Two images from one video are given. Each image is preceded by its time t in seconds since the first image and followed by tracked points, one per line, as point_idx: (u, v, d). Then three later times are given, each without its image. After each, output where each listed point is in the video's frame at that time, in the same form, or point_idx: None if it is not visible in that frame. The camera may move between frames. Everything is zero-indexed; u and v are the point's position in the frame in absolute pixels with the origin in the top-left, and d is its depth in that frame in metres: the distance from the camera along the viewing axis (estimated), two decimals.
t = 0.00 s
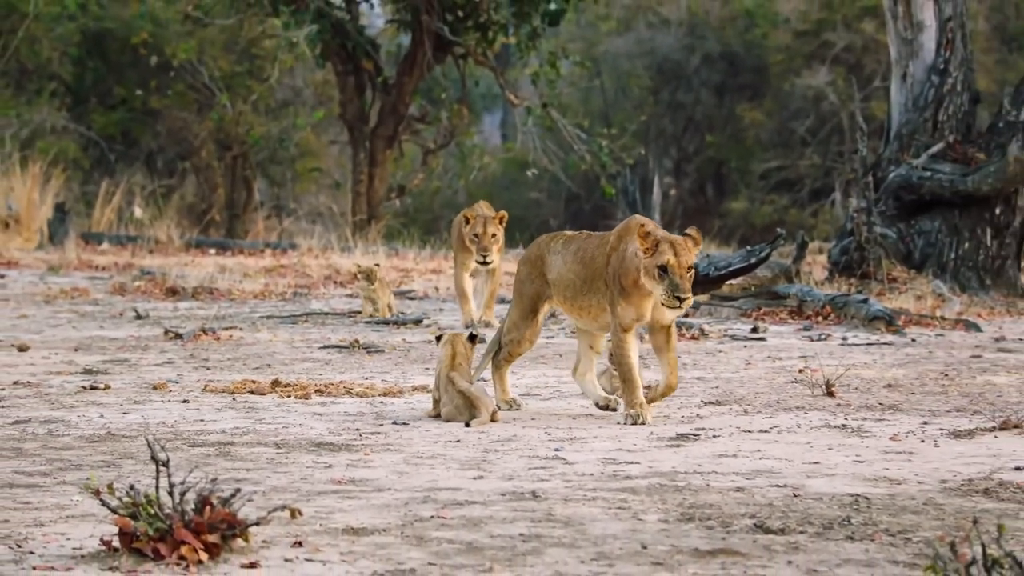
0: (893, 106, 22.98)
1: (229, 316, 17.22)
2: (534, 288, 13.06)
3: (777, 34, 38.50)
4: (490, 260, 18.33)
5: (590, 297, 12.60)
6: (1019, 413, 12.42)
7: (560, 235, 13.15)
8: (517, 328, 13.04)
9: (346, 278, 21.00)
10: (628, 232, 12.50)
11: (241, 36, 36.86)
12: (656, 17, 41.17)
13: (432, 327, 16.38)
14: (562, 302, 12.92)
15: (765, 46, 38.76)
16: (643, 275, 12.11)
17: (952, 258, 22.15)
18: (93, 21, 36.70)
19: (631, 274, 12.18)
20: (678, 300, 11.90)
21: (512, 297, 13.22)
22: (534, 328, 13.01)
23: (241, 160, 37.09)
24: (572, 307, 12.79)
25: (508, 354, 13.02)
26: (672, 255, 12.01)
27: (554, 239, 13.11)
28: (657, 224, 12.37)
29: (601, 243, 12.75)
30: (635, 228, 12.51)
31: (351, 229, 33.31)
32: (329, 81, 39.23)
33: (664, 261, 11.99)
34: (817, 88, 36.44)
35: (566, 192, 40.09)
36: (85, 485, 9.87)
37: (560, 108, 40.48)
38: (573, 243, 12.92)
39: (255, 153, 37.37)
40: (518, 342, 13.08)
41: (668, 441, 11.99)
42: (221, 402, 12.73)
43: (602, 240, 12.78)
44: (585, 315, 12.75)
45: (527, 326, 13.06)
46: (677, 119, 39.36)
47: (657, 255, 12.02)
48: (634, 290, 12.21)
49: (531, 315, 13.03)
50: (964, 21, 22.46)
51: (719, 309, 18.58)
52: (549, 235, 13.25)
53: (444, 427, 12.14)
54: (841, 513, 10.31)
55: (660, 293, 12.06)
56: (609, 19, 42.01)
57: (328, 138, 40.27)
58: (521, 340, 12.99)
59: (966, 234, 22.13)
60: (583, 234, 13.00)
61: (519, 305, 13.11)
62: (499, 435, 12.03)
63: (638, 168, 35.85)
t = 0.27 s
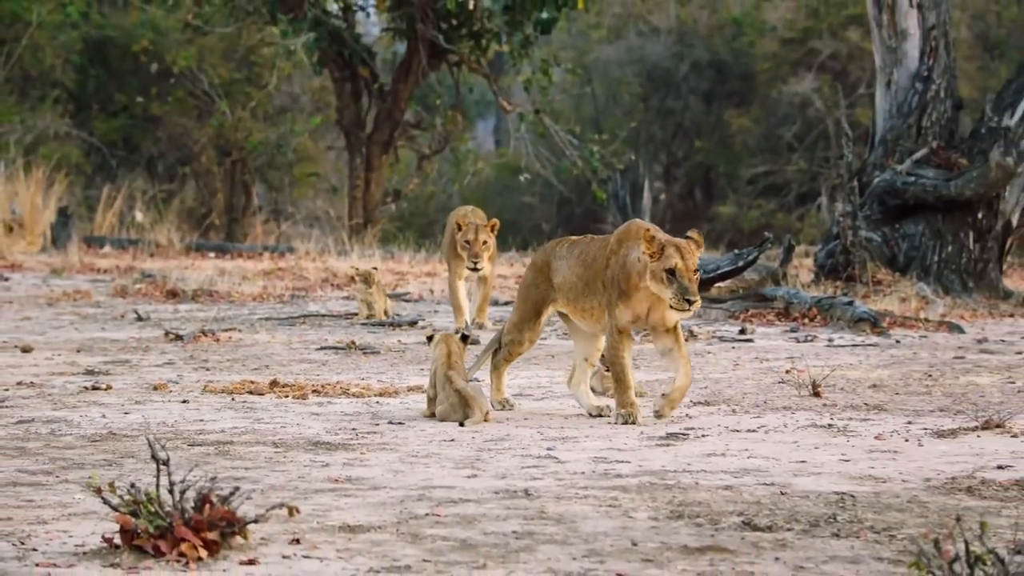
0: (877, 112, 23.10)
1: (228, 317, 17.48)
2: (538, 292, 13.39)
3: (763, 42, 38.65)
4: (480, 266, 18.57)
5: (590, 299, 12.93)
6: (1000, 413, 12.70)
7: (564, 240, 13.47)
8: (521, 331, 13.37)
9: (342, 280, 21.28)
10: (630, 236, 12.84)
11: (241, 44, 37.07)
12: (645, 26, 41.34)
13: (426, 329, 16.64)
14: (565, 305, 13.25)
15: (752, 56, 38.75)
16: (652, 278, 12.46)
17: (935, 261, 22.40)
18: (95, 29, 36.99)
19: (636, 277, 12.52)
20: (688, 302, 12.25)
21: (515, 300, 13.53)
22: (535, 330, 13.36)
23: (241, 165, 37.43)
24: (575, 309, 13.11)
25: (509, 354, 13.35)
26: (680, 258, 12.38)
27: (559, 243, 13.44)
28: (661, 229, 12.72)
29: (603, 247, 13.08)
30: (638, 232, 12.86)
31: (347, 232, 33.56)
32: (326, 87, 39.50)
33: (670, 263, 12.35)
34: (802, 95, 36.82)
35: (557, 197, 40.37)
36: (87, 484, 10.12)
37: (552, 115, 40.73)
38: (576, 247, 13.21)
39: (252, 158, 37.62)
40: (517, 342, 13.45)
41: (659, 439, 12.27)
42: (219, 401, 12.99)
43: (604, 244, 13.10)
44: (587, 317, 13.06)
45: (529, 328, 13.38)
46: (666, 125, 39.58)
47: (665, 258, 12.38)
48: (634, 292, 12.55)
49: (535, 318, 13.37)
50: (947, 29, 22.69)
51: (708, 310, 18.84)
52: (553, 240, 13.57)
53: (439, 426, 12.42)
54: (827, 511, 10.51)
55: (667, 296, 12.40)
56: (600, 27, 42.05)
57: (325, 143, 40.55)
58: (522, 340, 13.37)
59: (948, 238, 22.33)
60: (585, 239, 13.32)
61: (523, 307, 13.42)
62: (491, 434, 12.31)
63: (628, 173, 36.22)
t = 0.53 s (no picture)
0: (862, 118, 23.20)
1: (220, 321, 17.61)
2: (543, 292, 13.41)
3: (751, 48, 38.92)
4: (466, 271, 18.75)
5: (592, 303, 12.95)
6: (984, 414, 12.85)
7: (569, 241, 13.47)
8: (527, 331, 13.45)
9: (334, 284, 21.40)
10: (635, 243, 12.84)
11: (233, 51, 37.19)
12: (634, 33, 40.97)
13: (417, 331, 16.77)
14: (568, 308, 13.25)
15: (739, 61, 39.11)
16: (658, 286, 12.48)
17: (920, 265, 22.59)
18: (89, 36, 37.14)
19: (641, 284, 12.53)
20: (700, 309, 12.30)
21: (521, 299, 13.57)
22: (541, 331, 13.45)
23: (233, 171, 37.60)
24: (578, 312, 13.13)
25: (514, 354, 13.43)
26: (688, 267, 12.41)
27: (564, 245, 13.44)
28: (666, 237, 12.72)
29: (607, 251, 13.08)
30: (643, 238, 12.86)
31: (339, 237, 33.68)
32: (317, 93, 39.59)
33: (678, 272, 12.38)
34: (790, 100, 36.97)
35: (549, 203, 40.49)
36: (81, 486, 10.25)
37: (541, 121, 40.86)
38: (581, 250, 13.20)
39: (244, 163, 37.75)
40: (523, 343, 13.54)
41: (647, 441, 12.42)
42: (212, 404, 13.13)
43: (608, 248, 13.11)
44: (588, 321, 13.07)
45: (535, 329, 13.45)
46: (654, 130, 39.55)
47: (674, 267, 12.40)
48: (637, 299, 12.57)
49: (541, 319, 13.44)
50: (931, 36, 22.75)
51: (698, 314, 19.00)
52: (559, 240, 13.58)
53: (429, 429, 12.56)
54: (813, 512, 10.64)
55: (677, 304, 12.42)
56: (588, 33, 42.03)
57: (317, 148, 40.68)
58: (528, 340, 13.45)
59: (933, 242, 22.55)
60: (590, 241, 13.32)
61: (528, 307, 13.47)
62: (481, 436, 12.45)
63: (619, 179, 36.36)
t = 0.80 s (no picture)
0: (853, 120, 23.17)
1: (211, 324, 17.60)
2: (551, 292, 13.46)
3: (741, 51, 38.94)
4: (461, 270, 18.71)
5: (594, 307, 12.97)
6: (974, 418, 12.86)
7: (580, 241, 13.49)
8: (539, 331, 13.54)
9: (325, 287, 21.41)
10: (644, 251, 12.84)
11: (223, 54, 37.18)
12: (624, 36, 41.00)
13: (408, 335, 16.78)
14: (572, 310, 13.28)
15: (729, 64, 39.15)
16: (669, 295, 12.49)
17: (910, 268, 22.59)
18: (80, 39, 37.16)
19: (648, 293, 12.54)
20: (715, 319, 12.33)
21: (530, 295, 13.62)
22: (551, 332, 13.53)
23: (224, 173, 37.62)
24: (582, 315, 13.16)
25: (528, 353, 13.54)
26: (700, 279, 12.43)
27: (575, 245, 13.46)
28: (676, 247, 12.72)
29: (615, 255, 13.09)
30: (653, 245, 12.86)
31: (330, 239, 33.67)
32: (308, 96, 39.62)
33: (691, 282, 12.40)
34: (780, 103, 37.00)
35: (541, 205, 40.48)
36: (71, 489, 10.24)
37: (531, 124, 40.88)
38: (590, 253, 13.22)
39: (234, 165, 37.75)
40: (537, 343, 13.62)
41: (637, 444, 12.43)
42: (203, 406, 13.12)
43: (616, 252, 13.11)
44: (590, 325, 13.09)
45: (547, 327, 13.52)
46: (645, 133, 39.62)
47: (686, 277, 12.42)
48: (641, 308, 12.57)
49: (549, 318, 13.50)
50: (921, 39, 22.79)
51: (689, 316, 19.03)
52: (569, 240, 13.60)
53: (420, 432, 12.56)
54: (804, 515, 10.63)
55: (691, 313, 12.45)
56: (578, 36, 42.02)
57: (307, 151, 40.69)
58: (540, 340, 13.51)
59: (924, 245, 22.55)
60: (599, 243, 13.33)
61: (539, 303, 13.54)
62: (472, 439, 12.46)
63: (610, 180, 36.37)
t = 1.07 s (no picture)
0: (843, 124, 23.19)
1: (203, 327, 17.60)
2: (558, 291, 13.44)
3: (733, 54, 38.97)
4: (457, 274, 18.87)
5: (600, 310, 12.93)
6: (965, 421, 12.87)
7: (589, 241, 13.44)
8: (552, 329, 13.53)
9: (316, 290, 21.41)
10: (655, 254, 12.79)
11: (215, 57, 37.19)
12: (616, 39, 40.95)
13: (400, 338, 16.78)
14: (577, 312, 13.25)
15: (722, 67, 39.17)
16: (683, 299, 12.47)
17: (902, 271, 22.60)
18: (71, 42, 37.16)
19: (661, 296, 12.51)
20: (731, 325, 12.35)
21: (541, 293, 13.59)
22: (561, 331, 13.51)
23: (215, 176, 37.63)
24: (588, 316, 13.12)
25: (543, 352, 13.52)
26: (716, 284, 12.42)
27: (584, 245, 13.41)
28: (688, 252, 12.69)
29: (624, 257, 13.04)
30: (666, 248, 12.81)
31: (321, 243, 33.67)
32: (300, 99, 39.61)
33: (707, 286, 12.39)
34: (772, 106, 37.02)
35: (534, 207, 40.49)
36: (62, 492, 10.23)
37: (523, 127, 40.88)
38: (597, 254, 13.17)
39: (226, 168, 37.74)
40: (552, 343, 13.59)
41: (629, 447, 12.44)
42: (194, 410, 13.12)
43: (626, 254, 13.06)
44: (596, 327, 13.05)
45: (559, 325, 13.51)
46: (636, 136, 39.62)
47: (702, 282, 12.40)
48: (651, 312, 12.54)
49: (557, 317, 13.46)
50: (912, 43, 22.81)
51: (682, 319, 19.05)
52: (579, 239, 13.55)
53: (411, 435, 12.57)
54: (795, 518, 10.62)
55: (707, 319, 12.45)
56: (570, 39, 41.97)
57: (299, 154, 40.69)
58: (551, 342, 13.54)
59: (915, 248, 22.56)
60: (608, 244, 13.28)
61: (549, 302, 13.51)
62: (464, 442, 12.46)
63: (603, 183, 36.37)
